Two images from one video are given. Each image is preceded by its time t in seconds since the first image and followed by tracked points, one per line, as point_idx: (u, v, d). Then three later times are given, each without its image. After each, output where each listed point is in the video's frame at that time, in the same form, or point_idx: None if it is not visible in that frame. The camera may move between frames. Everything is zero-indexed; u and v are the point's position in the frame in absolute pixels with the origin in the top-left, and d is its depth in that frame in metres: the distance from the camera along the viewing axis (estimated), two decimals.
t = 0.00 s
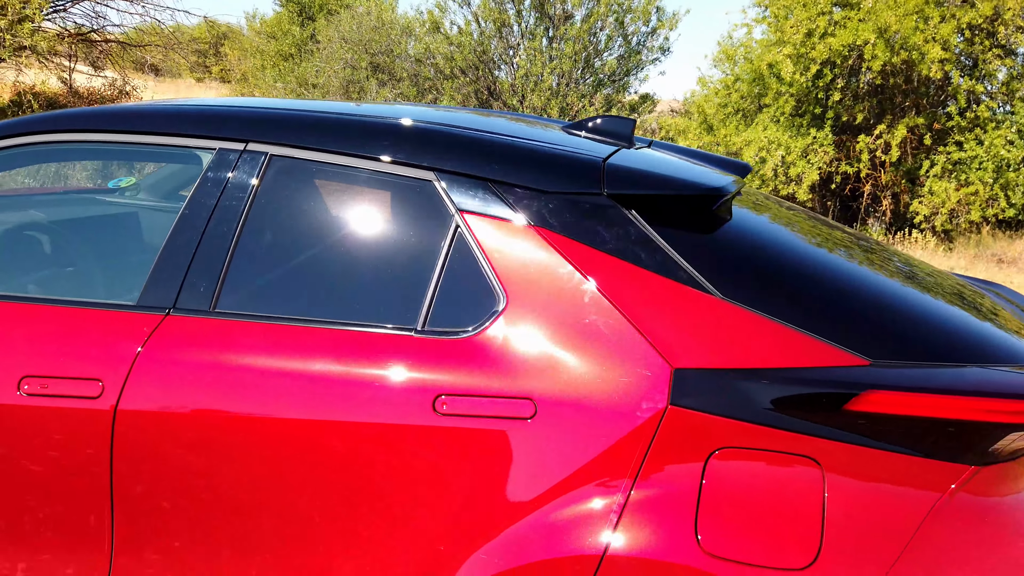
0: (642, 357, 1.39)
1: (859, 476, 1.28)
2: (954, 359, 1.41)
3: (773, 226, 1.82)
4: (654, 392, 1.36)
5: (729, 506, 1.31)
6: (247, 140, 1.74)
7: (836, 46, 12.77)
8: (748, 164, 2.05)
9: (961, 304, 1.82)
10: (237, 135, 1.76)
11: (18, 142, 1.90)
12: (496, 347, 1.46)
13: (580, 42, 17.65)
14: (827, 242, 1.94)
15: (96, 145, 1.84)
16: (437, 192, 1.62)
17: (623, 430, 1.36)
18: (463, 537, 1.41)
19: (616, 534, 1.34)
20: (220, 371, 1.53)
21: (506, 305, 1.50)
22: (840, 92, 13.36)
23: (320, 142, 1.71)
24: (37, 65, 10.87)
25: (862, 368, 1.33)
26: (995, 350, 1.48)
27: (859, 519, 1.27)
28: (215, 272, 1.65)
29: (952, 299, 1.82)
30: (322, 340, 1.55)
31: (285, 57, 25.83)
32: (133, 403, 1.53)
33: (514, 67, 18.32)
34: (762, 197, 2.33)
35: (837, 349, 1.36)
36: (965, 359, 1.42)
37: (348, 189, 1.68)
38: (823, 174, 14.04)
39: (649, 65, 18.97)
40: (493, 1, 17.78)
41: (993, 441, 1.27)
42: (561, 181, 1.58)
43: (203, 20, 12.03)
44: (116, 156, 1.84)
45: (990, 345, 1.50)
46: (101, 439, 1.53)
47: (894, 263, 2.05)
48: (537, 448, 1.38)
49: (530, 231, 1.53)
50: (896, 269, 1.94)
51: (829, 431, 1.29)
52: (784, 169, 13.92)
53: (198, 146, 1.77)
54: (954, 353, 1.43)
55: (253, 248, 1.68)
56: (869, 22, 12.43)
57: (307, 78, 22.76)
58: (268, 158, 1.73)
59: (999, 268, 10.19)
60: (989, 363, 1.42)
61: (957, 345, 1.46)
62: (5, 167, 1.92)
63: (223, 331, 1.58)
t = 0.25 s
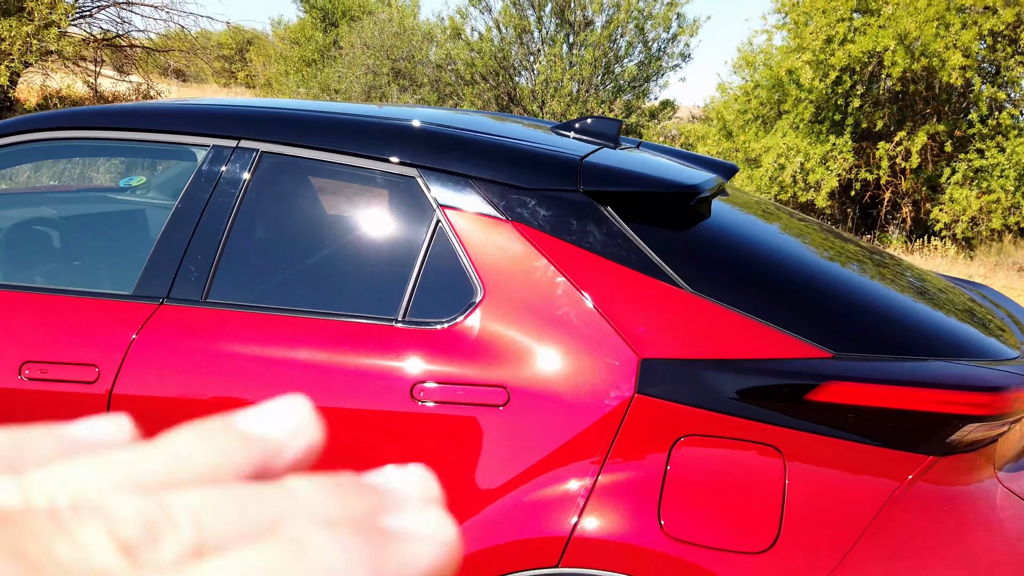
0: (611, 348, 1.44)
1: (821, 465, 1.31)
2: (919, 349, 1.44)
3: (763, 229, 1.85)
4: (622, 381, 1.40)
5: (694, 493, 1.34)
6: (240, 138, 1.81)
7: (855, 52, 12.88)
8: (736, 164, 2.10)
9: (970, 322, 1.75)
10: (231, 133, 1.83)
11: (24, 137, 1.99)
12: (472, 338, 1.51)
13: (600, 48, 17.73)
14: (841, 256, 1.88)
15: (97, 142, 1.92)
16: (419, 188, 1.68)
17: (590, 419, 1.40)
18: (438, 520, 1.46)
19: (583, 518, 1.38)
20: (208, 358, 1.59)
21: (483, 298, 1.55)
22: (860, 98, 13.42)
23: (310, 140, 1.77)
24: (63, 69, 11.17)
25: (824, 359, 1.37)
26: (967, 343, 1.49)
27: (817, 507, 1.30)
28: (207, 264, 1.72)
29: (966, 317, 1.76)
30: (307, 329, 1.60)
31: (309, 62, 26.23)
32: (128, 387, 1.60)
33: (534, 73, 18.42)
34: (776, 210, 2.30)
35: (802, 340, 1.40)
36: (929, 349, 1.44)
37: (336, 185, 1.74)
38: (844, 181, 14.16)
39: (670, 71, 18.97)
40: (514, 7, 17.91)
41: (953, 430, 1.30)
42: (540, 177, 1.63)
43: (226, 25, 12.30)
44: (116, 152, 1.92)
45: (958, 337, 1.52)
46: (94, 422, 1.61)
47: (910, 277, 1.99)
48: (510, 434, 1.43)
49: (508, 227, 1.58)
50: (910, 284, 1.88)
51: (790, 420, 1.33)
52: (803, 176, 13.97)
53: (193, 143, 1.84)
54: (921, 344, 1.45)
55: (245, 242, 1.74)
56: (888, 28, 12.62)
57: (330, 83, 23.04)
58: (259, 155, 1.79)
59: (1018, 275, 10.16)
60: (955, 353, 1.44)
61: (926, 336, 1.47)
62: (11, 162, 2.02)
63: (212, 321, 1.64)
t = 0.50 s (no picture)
0: (580, 341, 1.48)
1: (782, 454, 1.35)
2: (883, 345, 1.48)
3: (746, 231, 1.88)
4: (589, 372, 1.45)
5: (656, 480, 1.38)
6: (232, 136, 1.87)
7: (877, 59, 12.84)
8: (722, 165, 2.15)
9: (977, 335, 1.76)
10: (223, 130, 1.89)
11: (33, 135, 2.10)
12: (449, 329, 1.56)
13: (621, 53, 17.75)
14: (853, 270, 1.89)
15: (98, 140, 2.01)
16: (403, 184, 1.72)
17: (558, 410, 1.44)
18: (413, 505, 1.51)
19: (549, 503, 1.41)
20: (199, 347, 1.66)
21: (460, 292, 1.59)
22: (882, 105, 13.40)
23: (300, 138, 1.83)
24: (88, 72, 11.43)
25: (785, 354, 1.42)
26: (931, 340, 1.55)
27: (775, 495, 1.34)
28: (199, 257, 1.78)
29: (977, 331, 1.76)
30: (292, 319, 1.66)
31: (333, 67, 26.57)
32: (121, 374, 1.68)
33: (556, 78, 18.46)
34: (791, 224, 2.32)
35: (765, 334, 1.45)
36: (893, 344, 1.49)
37: (323, 181, 1.80)
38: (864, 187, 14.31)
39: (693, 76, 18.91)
40: (536, 12, 17.97)
41: (909, 423, 1.35)
42: (518, 175, 1.68)
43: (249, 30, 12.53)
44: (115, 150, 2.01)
45: (923, 335, 1.57)
46: (91, 407, 1.69)
47: (924, 291, 1.99)
48: (481, 423, 1.48)
49: (485, 223, 1.63)
50: (923, 299, 1.89)
51: (751, 410, 1.37)
52: (824, 182, 14.12)
53: (187, 141, 1.91)
54: (885, 340, 1.50)
55: (235, 236, 1.81)
56: (910, 34, 12.49)
57: (353, 88, 23.30)
58: (250, 152, 1.85)
59: None
60: (919, 350, 1.49)
61: (890, 333, 1.53)
62: (21, 159, 2.14)
63: (202, 312, 1.71)
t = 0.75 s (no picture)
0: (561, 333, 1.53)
1: (756, 442, 1.39)
2: (857, 339, 1.53)
3: (736, 231, 1.91)
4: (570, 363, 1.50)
5: (634, 466, 1.42)
6: (230, 135, 1.94)
7: (892, 59, 13.16)
8: (713, 165, 2.23)
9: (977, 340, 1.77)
10: (222, 130, 1.95)
11: (42, 133, 2.17)
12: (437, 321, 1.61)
13: (636, 54, 17.77)
14: (860, 278, 1.90)
15: (104, 139, 2.08)
16: (393, 181, 1.77)
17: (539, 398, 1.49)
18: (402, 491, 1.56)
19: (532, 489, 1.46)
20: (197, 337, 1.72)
21: (447, 286, 1.64)
22: (897, 105, 13.66)
23: (295, 137, 1.89)
24: (106, 73, 11.62)
25: (759, 346, 1.46)
26: (908, 334, 1.59)
27: (749, 483, 1.38)
28: (197, 251, 1.84)
29: (977, 335, 1.78)
30: (288, 311, 1.72)
31: (349, 67, 26.80)
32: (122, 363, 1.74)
33: (570, 79, 18.50)
34: (796, 229, 2.33)
35: (740, 327, 1.50)
36: (867, 339, 1.53)
37: (317, 178, 1.85)
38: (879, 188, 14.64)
39: (708, 77, 18.91)
40: (550, 13, 17.99)
41: (881, 414, 1.38)
42: (505, 172, 1.72)
43: (266, 31, 12.68)
44: (119, 148, 2.07)
45: (899, 329, 1.61)
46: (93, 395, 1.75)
47: (925, 296, 2.00)
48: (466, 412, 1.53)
49: (473, 220, 1.68)
50: (926, 306, 1.90)
51: (727, 400, 1.41)
52: (838, 182, 14.51)
53: (187, 139, 1.97)
54: (861, 334, 1.54)
55: (233, 232, 1.87)
56: (927, 34, 12.75)
57: (368, 88, 23.47)
58: (247, 150, 1.91)
59: None
60: (895, 344, 1.53)
61: (867, 327, 1.57)
62: (31, 156, 2.21)
63: (200, 303, 1.77)
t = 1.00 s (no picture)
0: (559, 327, 1.57)
1: (749, 433, 1.43)
2: (847, 333, 1.56)
3: (734, 230, 1.95)
4: (568, 356, 1.54)
5: (629, 457, 1.46)
6: (236, 135, 1.98)
7: (898, 57, 13.19)
8: (711, 164, 2.28)
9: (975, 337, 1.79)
10: (227, 130, 1.99)
11: (55, 134, 2.21)
12: (439, 316, 1.66)
13: (642, 52, 17.79)
14: (863, 279, 1.92)
15: (114, 139, 2.12)
16: (396, 181, 1.81)
17: (538, 391, 1.53)
18: (405, 481, 1.61)
19: (531, 479, 1.50)
20: (206, 332, 1.77)
21: (449, 282, 1.69)
22: (902, 104, 13.78)
23: (300, 136, 1.92)
24: (116, 74, 11.72)
25: (750, 340, 1.50)
26: (897, 329, 1.63)
27: (741, 474, 1.42)
28: (206, 249, 1.89)
29: (976, 331, 1.80)
30: (293, 307, 1.77)
31: (356, 68, 26.93)
32: (133, 358, 1.79)
33: (576, 78, 18.55)
34: (798, 228, 2.36)
35: (734, 322, 1.53)
36: (857, 333, 1.57)
37: (321, 177, 1.90)
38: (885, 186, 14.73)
39: (714, 75, 18.93)
40: (556, 13, 18.02)
41: (869, 406, 1.41)
42: (505, 172, 1.76)
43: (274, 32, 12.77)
44: (129, 147, 2.12)
45: (889, 324, 1.65)
46: (106, 390, 1.81)
47: (925, 294, 2.02)
48: (466, 405, 1.57)
49: (473, 217, 1.72)
50: (926, 304, 1.92)
51: (720, 392, 1.45)
52: (844, 180, 14.57)
53: (193, 140, 2.02)
54: (851, 329, 1.58)
55: (241, 230, 1.91)
56: (931, 32, 12.85)
57: (374, 88, 23.55)
58: (253, 150, 1.95)
59: None
60: (884, 338, 1.57)
61: (858, 323, 1.61)
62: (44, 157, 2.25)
63: (209, 300, 1.82)
